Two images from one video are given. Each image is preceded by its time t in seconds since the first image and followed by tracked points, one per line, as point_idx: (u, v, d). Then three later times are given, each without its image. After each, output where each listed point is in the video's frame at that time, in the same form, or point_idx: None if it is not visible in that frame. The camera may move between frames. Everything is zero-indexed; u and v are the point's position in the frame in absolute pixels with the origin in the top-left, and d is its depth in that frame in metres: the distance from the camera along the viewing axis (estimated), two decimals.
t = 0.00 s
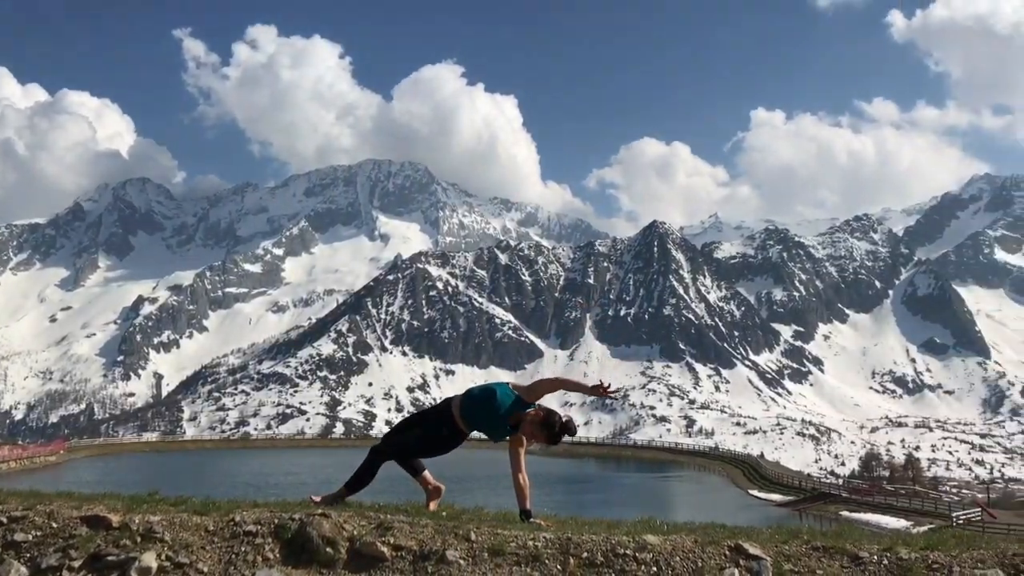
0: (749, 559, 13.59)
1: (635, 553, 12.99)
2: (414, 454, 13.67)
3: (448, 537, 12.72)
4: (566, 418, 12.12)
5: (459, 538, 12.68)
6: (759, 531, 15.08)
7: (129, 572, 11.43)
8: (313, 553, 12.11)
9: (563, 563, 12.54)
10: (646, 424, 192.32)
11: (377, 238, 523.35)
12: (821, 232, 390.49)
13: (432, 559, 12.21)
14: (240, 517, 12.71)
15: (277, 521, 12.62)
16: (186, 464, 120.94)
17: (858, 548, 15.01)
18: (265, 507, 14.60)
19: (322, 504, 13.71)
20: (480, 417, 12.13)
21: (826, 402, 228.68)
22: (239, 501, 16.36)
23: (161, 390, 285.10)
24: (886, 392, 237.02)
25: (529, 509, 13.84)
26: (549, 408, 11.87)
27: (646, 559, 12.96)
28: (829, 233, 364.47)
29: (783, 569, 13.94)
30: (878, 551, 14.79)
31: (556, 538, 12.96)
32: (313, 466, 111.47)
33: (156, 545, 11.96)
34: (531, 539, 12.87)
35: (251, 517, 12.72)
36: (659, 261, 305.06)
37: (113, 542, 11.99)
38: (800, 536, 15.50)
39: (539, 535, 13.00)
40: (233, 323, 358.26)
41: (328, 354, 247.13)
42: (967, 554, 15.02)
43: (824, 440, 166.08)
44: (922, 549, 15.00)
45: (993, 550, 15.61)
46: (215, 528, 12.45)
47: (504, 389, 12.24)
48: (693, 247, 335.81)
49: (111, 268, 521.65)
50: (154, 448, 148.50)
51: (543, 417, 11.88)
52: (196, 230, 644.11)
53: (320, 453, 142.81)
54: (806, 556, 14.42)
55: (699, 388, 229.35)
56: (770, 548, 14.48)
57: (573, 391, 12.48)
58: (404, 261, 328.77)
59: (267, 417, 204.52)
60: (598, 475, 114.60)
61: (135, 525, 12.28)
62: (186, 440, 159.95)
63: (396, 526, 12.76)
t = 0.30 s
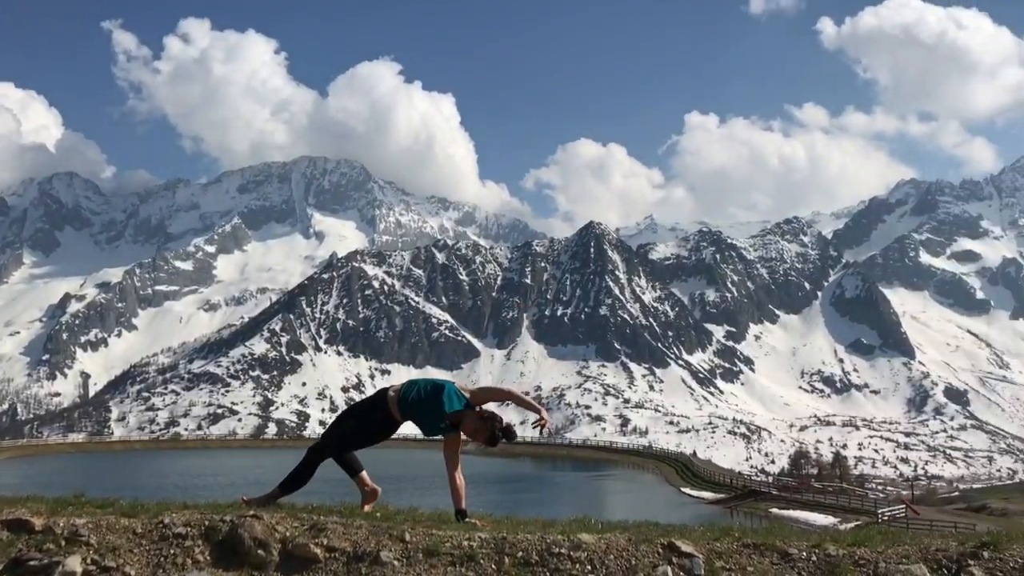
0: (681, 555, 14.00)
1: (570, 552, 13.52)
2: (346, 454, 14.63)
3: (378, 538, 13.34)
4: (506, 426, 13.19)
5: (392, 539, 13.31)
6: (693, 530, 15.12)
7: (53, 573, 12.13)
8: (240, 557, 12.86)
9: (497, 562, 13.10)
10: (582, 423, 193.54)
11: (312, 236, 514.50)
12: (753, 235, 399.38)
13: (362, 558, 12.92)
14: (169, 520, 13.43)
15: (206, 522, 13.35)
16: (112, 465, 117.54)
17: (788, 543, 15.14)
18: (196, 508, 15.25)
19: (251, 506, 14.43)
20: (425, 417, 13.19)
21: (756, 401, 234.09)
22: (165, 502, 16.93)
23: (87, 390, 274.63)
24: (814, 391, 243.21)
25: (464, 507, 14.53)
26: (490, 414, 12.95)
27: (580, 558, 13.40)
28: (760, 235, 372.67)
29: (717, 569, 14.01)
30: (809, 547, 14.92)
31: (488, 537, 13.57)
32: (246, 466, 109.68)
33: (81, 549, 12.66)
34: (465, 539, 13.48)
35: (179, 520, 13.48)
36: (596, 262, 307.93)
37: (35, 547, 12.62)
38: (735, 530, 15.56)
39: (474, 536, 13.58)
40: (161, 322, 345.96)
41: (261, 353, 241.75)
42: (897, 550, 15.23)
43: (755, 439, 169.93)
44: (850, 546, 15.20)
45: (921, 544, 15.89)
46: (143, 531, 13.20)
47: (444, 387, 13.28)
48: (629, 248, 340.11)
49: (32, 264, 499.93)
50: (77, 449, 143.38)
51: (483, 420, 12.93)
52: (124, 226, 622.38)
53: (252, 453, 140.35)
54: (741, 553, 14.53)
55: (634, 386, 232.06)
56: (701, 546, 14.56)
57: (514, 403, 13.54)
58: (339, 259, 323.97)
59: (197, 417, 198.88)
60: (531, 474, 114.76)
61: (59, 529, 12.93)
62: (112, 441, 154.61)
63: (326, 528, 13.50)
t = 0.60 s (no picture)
0: (660, 555, 13.95)
1: (549, 551, 13.44)
2: (328, 455, 14.43)
3: (358, 539, 13.12)
4: (487, 426, 12.97)
5: (373, 540, 13.12)
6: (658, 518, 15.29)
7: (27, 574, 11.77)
8: (219, 558, 12.60)
9: (478, 562, 12.91)
10: (562, 423, 193.76)
11: (292, 236, 511.61)
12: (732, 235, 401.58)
13: (343, 559, 12.68)
14: (148, 521, 13.17)
15: (186, 524, 13.09)
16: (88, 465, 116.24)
17: (763, 542, 15.13)
18: (174, 510, 14.94)
19: (230, 506, 14.15)
20: (404, 419, 13.03)
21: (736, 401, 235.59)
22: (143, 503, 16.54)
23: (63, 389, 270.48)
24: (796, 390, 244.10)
25: (443, 508, 14.37)
26: (472, 415, 12.76)
27: (560, 558, 13.25)
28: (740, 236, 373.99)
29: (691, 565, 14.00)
30: (782, 543, 15.01)
31: (468, 537, 13.41)
32: (225, 466, 108.86)
33: (56, 550, 12.28)
34: (444, 539, 13.31)
35: (157, 521, 13.19)
36: (576, 262, 308.78)
37: (11, 549, 12.22)
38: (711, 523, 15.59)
39: (454, 535, 13.41)
40: (139, 321, 340.93)
41: (240, 353, 239.61)
42: (855, 545, 15.43)
43: (733, 438, 170.66)
44: (818, 539, 15.39)
45: (886, 535, 16.13)
46: (122, 531, 12.89)
47: (427, 387, 13.07)
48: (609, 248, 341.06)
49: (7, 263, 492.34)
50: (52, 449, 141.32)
51: (463, 420, 12.73)
52: (101, 225, 614.83)
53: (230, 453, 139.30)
54: (719, 550, 14.52)
55: (614, 386, 232.59)
56: (666, 543, 14.65)
57: (494, 404, 13.40)
58: (319, 259, 322.31)
59: (175, 417, 196.83)
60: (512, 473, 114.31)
61: (35, 530, 12.53)
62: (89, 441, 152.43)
63: (306, 529, 13.27)
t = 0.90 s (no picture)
0: (646, 554, 13.94)
1: (535, 551, 13.43)
2: (313, 454, 14.38)
3: (342, 539, 13.08)
4: (473, 428, 12.97)
5: (357, 540, 13.06)
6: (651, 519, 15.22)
7: None
8: (204, 557, 12.50)
9: (462, 562, 12.88)
10: (547, 422, 194.05)
11: (277, 235, 508.93)
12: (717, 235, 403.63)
13: (328, 560, 12.62)
14: (131, 521, 13.04)
15: (167, 524, 13.00)
16: (70, 465, 115.70)
17: (752, 541, 15.16)
18: (157, 510, 14.77)
19: (214, 507, 14.09)
20: (390, 417, 13.02)
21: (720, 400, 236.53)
22: (124, 503, 16.38)
23: (46, 389, 267.17)
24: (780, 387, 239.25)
25: (428, 509, 14.38)
26: (457, 416, 12.74)
27: (544, 558, 13.26)
28: (725, 236, 373.80)
29: (684, 567, 14.00)
30: (775, 539, 15.05)
31: (453, 538, 13.37)
32: (209, 466, 108.59)
33: (38, 550, 12.13)
34: (430, 539, 13.28)
35: (141, 520, 13.10)
36: (561, 261, 309.58)
37: None
38: (705, 521, 15.57)
39: (439, 535, 13.35)
40: (122, 321, 338.00)
41: (224, 352, 238.17)
42: (848, 546, 15.48)
43: (718, 438, 171.44)
44: (807, 537, 15.47)
45: (875, 532, 16.24)
46: (104, 533, 12.78)
47: (414, 385, 13.09)
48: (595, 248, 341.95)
49: None
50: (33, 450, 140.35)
51: (449, 421, 12.69)
52: (84, 225, 609.59)
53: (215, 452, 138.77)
54: (714, 552, 14.53)
55: (599, 386, 233.09)
56: (655, 544, 14.68)
57: (479, 403, 13.42)
58: (304, 259, 321.14)
59: (159, 417, 195.62)
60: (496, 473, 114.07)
61: (17, 531, 12.30)
62: (71, 441, 151.07)
63: (291, 529, 13.19)
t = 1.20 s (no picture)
0: (629, 554, 14.02)
1: (519, 550, 13.42)
2: (296, 456, 14.29)
3: (327, 540, 12.99)
4: (457, 428, 12.89)
5: (342, 540, 13.01)
6: (647, 521, 15.22)
7: None
8: (187, 559, 12.38)
9: (447, 563, 12.82)
10: (533, 423, 194.23)
11: (261, 235, 506.19)
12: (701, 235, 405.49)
13: (311, 560, 12.56)
14: (113, 522, 12.92)
15: (150, 524, 12.87)
16: (51, 465, 114.93)
17: (752, 542, 15.21)
18: (140, 511, 14.58)
19: (194, 507, 14.00)
20: (374, 418, 12.96)
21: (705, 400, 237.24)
22: (106, 503, 16.17)
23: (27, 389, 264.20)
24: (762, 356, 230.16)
25: (412, 510, 14.32)
26: (444, 418, 12.67)
27: (529, 558, 13.26)
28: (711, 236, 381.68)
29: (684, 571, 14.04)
30: (773, 539, 15.16)
31: (438, 537, 13.34)
32: (193, 465, 108.16)
33: (19, 552, 11.96)
34: (414, 539, 13.23)
35: (123, 521, 12.97)
36: (547, 262, 310.22)
37: None
38: (704, 519, 15.59)
39: (424, 535, 13.30)
40: (104, 320, 334.80)
41: (207, 352, 236.42)
42: (850, 548, 15.58)
43: (702, 438, 172.33)
44: (805, 534, 15.56)
45: (871, 526, 16.43)
46: (86, 533, 12.65)
47: (400, 385, 13.08)
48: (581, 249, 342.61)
49: None
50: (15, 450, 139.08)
51: (434, 422, 12.62)
52: (67, 224, 603.69)
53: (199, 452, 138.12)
54: (712, 553, 14.59)
55: (584, 386, 233.39)
56: (655, 547, 14.66)
57: (467, 404, 13.35)
58: (288, 258, 319.47)
59: (142, 417, 193.97)
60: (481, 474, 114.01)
61: None
62: (55, 442, 149.71)
63: (275, 529, 13.12)
